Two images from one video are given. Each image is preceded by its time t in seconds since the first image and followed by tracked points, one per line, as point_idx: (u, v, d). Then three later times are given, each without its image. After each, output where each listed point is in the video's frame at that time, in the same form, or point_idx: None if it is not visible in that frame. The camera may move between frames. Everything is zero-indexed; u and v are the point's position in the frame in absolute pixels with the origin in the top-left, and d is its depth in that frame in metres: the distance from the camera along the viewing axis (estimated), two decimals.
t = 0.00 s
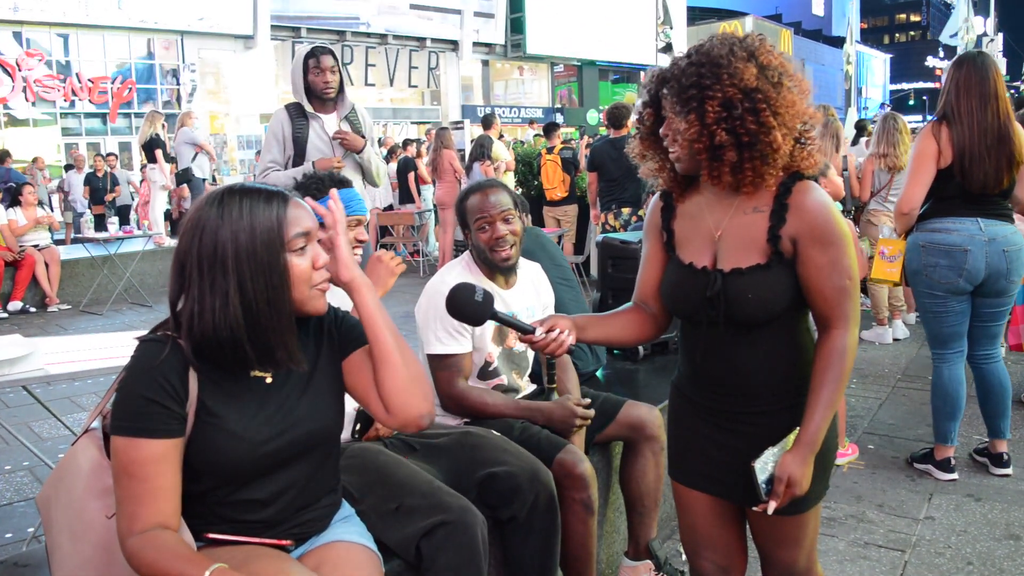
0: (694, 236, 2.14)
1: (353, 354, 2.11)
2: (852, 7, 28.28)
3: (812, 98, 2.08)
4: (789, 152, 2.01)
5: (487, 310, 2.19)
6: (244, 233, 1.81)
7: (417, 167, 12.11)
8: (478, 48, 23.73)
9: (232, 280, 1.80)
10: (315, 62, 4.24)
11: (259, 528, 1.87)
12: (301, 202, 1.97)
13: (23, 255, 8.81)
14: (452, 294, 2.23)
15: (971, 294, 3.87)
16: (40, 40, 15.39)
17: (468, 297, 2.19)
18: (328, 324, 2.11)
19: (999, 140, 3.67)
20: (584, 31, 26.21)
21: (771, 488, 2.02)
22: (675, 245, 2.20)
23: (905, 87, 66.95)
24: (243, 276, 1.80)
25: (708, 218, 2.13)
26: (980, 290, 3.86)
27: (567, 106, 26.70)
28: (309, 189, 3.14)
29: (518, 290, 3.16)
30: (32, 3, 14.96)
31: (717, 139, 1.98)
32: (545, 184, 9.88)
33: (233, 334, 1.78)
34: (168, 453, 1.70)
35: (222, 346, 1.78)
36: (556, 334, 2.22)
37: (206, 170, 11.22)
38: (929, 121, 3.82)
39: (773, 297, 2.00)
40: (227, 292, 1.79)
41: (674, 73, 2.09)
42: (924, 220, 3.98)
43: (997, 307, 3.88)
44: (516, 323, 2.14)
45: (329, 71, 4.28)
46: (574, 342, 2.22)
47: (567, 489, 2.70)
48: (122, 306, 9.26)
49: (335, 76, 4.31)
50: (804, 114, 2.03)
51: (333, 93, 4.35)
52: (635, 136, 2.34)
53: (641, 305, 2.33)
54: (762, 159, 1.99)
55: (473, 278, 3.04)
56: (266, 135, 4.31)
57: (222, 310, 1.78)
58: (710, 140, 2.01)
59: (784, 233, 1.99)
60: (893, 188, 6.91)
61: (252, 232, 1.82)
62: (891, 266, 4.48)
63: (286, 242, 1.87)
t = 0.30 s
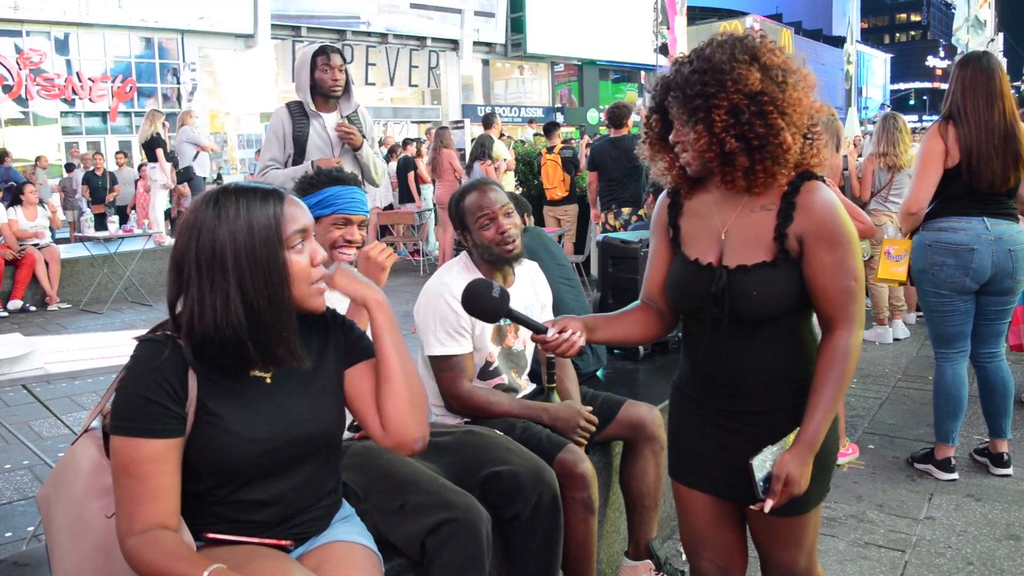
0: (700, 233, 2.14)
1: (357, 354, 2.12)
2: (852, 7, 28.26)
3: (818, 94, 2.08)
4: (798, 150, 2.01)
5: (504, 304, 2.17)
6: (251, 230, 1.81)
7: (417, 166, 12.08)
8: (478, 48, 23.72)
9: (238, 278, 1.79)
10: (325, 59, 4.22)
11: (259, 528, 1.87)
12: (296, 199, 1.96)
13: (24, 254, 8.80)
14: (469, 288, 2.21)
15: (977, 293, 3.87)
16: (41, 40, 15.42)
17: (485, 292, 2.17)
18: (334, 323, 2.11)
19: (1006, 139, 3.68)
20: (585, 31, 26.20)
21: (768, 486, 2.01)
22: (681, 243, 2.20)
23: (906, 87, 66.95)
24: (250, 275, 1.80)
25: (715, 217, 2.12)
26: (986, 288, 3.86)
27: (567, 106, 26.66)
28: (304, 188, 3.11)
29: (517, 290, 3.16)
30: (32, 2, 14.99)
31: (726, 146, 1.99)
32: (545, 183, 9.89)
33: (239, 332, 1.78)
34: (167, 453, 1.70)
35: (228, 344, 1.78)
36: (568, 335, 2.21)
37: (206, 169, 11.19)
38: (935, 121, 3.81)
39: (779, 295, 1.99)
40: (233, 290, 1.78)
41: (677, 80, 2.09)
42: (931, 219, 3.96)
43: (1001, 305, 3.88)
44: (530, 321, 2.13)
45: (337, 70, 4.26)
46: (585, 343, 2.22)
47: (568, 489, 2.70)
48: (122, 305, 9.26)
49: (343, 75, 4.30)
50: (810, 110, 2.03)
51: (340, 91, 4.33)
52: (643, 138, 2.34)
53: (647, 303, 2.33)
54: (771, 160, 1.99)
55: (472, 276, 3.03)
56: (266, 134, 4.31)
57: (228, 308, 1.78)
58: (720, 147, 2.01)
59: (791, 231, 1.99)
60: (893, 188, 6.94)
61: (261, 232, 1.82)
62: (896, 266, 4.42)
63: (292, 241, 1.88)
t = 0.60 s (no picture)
0: (703, 233, 2.14)
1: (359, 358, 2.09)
2: (853, 8, 28.25)
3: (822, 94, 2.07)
4: (801, 152, 2.01)
5: (511, 308, 2.18)
6: (253, 228, 1.80)
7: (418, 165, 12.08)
8: (480, 47, 23.71)
9: (241, 278, 1.78)
10: (327, 58, 4.22)
11: (260, 527, 1.87)
12: (301, 197, 1.97)
13: (24, 251, 8.79)
14: (477, 291, 2.21)
15: (980, 294, 3.87)
16: (42, 37, 15.43)
17: (492, 296, 2.18)
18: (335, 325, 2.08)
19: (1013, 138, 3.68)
20: (586, 31, 26.19)
21: (774, 490, 2.02)
22: (684, 243, 2.19)
23: (907, 89, 66.95)
24: (253, 275, 1.79)
25: (718, 218, 2.12)
26: (989, 289, 3.86)
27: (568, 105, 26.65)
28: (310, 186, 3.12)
29: (515, 290, 3.17)
30: None
31: (728, 149, 1.99)
32: (546, 183, 9.88)
33: (240, 334, 1.78)
34: (167, 451, 1.70)
35: (232, 344, 1.78)
36: (573, 338, 2.20)
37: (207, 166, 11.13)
38: (942, 123, 3.80)
39: (782, 298, 2.00)
40: (236, 289, 1.78)
41: (680, 81, 2.08)
42: (936, 222, 3.96)
43: (1003, 306, 3.89)
44: (536, 325, 2.12)
45: (339, 69, 4.27)
46: (590, 346, 2.21)
47: (568, 489, 2.70)
48: (122, 303, 9.25)
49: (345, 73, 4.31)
50: (814, 110, 2.02)
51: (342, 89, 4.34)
52: (646, 138, 2.34)
53: (651, 303, 2.34)
54: (775, 162, 1.99)
55: (466, 277, 3.03)
56: (269, 131, 4.31)
57: (232, 306, 1.77)
58: (722, 150, 2.01)
59: (794, 234, 1.99)
60: (894, 189, 6.93)
61: (264, 232, 1.81)
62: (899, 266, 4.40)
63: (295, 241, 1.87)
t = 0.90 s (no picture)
0: (703, 232, 2.14)
1: (357, 353, 2.08)
2: (854, 8, 28.23)
3: (830, 99, 2.08)
4: (805, 151, 2.01)
5: (509, 299, 2.19)
6: (258, 223, 1.81)
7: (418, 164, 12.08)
8: (481, 46, 23.70)
9: (244, 273, 1.79)
10: (327, 57, 4.22)
11: (259, 525, 1.87)
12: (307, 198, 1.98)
13: (24, 249, 8.79)
14: (475, 282, 2.23)
15: (983, 296, 3.87)
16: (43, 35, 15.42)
17: (490, 286, 2.20)
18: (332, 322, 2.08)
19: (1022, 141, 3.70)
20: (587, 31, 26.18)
21: (774, 491, 2.02)
22: (684, 241, 2.19)
23: (908, 90, 66.96)
24: (255, 270, 1.80)
25: (718, 216, 2.13)
26: (991, 290, 3.87)
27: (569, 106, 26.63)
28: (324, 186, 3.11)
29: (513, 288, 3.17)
30: None
31: (733, 134, 1.99)
32: (546, 183, 9.87)
33: (238, 331, 1.77)
34: (166, 448, 1.70)
35: (230, 341, 1.78)
36: (571, 334, 2.23)
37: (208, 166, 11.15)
38: (953, 124, 3.77)
39: (782, 297, 1.99)
40: (237, 287, 1.78)
41: (693, 67, 2.10)
42: (942, 222, 3.95)
43: (1003, 307, 3.90)
44: (534, 319, 2.13)
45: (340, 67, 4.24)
46: (587, 342, 2.23)
47: (567, 489, 2.70)
48: (122, 302, 9.25)
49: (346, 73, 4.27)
50: (821, 114, 2.04)
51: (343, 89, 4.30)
52: (651, 130, 2.36)
53: (650, 303, 2.34)
54: (778, 157, 1.99)
55: (459, 277, 3.03)
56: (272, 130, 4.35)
57: (235, 303, 1.78)
58: (726, 135, 2.01)
59: (795, 234, 1.99)
60: (894, 190, 6.92)
61: (269, 228, 1.82)
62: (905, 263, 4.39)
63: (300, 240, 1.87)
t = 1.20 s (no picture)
0: (703, 230, 2.15)
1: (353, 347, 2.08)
2: (854, 11, 28.24)
3: (834, 102, 2.09)
4: (809, 152, 2.02)
5: (508, 292, 2.18)
6: (261, 221, 1.81)
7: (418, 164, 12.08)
8: (481, 47, 23.70)
9: (245, 270, 1.79)
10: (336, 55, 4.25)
11: (256, 524, 1.87)
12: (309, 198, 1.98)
13: (24, 247, 8.79)
14: (474, 274, 2.22)
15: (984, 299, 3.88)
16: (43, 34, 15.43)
17: (490, 277, 2.19)
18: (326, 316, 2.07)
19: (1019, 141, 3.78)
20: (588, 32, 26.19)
21: (769, 491, 2.03)
22: (685, 239, 2.20)
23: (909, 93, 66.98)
24: (255, 266, 1.80)
25: (721, 215, 2.13)
26: (994, 293, 3.87)
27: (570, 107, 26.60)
28: (342, 186, 3.10)
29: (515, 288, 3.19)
30: None
31: (739, 133, 1.99)
32: (546, 183, 9.86)
33: (238, 329, 1.78)
34: (163, 445, 1.70)
35: (229, 339, 1.78)
36: (569, 328, 2.22)
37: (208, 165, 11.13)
38: (958, 125, 3.79)
39: (781, 297, 2.00)
40: (237, 285, 1.79)
41: (699, 65, 2.10)
42: (946, 225, 3.95)
43: (1003, 310, 3.91)
44: (533, 314, 2.13)
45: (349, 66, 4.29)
46: (586, 338, 2.23)
47: (566, 489, 2.70)
48: (122, 300, 9.25)
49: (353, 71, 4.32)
50: (827, 116, 2.05)
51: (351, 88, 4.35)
52: (656, 128, 2.36)
53: (651, 302, 2.34)
54: (782, 157, 1.99)
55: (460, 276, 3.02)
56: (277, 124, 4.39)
57: (235, 302, 1.78)
58: (732, 133, 2.02)
59: (795, 233, 1.99)
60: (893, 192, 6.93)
61: (272, 224, 1.82)
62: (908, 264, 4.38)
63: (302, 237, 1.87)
